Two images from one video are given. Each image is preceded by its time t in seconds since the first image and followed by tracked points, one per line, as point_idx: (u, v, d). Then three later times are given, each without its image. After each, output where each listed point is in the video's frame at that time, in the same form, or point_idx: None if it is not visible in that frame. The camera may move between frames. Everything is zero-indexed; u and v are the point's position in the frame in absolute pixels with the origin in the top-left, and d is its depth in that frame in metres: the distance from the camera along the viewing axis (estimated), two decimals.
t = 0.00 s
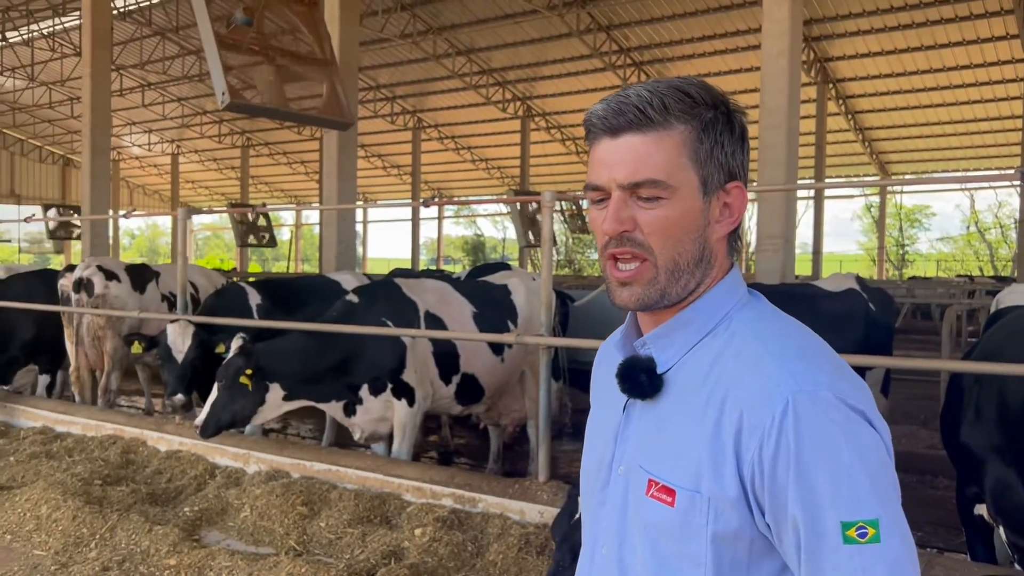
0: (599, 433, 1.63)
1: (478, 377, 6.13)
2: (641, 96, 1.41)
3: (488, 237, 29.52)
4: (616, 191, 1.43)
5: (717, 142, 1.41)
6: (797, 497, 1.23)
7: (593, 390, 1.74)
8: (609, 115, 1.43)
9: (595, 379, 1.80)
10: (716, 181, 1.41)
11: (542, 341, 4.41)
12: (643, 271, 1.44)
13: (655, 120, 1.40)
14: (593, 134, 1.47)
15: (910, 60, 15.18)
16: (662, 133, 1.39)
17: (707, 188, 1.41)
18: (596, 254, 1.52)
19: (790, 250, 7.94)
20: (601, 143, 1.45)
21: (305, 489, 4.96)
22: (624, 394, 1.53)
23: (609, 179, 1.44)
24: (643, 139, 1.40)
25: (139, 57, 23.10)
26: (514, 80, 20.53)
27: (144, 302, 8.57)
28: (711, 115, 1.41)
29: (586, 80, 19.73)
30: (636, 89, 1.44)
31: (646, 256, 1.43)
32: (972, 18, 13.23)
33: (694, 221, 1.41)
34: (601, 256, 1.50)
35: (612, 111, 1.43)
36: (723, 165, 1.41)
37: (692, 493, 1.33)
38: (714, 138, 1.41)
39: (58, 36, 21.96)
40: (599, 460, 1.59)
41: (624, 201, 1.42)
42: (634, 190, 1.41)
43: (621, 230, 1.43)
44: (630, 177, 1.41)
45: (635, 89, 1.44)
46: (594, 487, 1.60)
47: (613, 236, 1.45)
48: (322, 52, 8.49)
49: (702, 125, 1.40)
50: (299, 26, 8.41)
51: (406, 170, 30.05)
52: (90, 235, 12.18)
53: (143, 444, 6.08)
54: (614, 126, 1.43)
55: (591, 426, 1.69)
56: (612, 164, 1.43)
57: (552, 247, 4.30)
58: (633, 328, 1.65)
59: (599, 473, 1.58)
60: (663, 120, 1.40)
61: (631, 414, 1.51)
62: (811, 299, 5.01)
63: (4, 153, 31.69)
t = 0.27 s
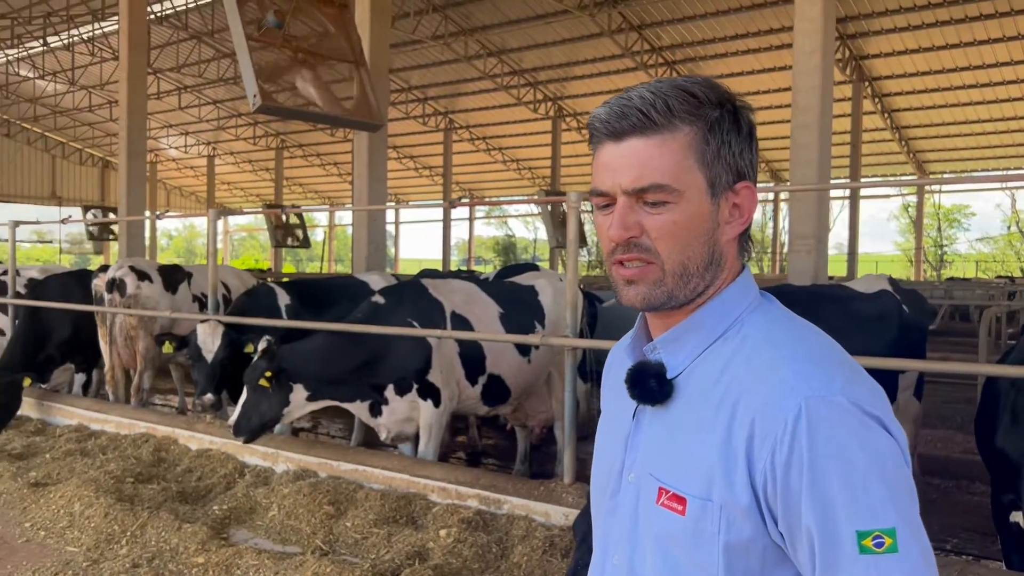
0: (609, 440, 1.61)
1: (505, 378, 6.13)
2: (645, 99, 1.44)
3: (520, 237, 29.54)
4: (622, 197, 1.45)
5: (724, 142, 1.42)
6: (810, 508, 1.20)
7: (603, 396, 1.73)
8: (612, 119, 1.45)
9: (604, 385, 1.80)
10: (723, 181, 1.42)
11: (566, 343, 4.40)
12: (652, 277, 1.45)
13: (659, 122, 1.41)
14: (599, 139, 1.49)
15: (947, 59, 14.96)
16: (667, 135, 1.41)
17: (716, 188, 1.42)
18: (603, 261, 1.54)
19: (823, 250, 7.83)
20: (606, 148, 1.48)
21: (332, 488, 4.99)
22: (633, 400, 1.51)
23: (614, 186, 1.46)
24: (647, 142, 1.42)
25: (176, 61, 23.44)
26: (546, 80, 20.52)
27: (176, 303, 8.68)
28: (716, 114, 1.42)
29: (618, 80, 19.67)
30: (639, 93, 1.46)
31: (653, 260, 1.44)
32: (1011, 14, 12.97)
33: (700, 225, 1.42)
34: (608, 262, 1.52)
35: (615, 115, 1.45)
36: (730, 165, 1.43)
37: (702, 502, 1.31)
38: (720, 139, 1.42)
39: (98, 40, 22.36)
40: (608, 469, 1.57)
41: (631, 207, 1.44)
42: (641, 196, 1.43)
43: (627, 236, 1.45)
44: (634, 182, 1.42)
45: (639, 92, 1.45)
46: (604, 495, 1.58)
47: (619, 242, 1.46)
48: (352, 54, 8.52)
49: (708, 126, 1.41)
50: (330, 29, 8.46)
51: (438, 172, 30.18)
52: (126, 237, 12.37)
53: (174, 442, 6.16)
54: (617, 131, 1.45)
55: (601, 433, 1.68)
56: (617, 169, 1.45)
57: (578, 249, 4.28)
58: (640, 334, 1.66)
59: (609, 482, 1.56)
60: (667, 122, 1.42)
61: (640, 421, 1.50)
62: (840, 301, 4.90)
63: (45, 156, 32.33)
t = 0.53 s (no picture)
0: (626, 440, 1.61)
1: (532, 378, 6.13)
2: (654, 101, 1.43)
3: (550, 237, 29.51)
4: (632, 200, 1.45)
5: (735, 141, 1.41)
6: (827, 509, 1.19)
7: (620, 396, 1.74)
8: (622, 120, 1.45)
9: (623, 384, 1.80)
10: (736, 181, 1.41)
11: (591, 343, 4.39)
12: (664, 280, 1.45)
13: (669, 124, 1.41)
14: (608, 141, 1.49)
15: (984, 56, 14.70)
16: (677, 136, 1.40)
17: (727, 189, 1.41)
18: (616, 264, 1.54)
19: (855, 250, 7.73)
20: (616, 150, 1.47)
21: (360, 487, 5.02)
22: (649, 401, 1.51)
23: (625, 188, 1.46)
24: (656, 143, 1.42)
25: (210, 64, 23.74)
26: (576, 80, 20.49)
27: (208, 303, 8.80)
28: (727, 113, 1.42)
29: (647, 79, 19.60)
30: (649, 93, 1.45)
31: (666, 264, 1.45)
32: None
33: (712, 227, 1.42)
34: (621, 265, 1.52)
35: (624, 117, 1.45)
36: (742, 165, 1.42)
37: (719, 503, 1.31)
38: (732, 139, 1.41)
39: (134, 44, 22.74)
40: (625, 469, 1.58)
41: (642, 209, 1.44)
42: (651, 198, 1.42)
43: (639, 239, 1.45)
44: (644, 185, 1.42)
45: (648, 94, 1.45)
46: (622, 496, 1.58)
47: (631, 246, 1.47)
48: (381, 55, 8.56)
49: (719, 126, 1.40)
50: (359, 30, 8.51)
51: (468, 172, 30.27)
52: (161, 237, 12.56)
53: (206, 440, 6.24)
54: (627, 133, 1.44)
55: (618, 433, 1.68)
56: (627, 172, 1.45)
57: (603, 249, 4.26)
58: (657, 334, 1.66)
59: (626, 483, 1.57)
60: (677, 123, 1.41)
61: (656, 422, 1.50)
62: (869, 300, 4.80)
63: (84, 158, 32.91)
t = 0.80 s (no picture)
0: (644, 435, 1.62)
1: (558, 377, 6.14)
2: (674, 98, 1.43)
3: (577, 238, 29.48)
4: (652, 198, 1.45)
5: (756, 137, 1.41)
6: (846, 504, 1.19)
7: (639, 392, 1.74)
8: (642, 117, 1.46)
9: (642, 379, 1.80)
10: (758, 178, 1.41)
11: (616, 343, 4.38)
12: (685, 278, 1.45)
13: (689, 121, 1.41)
14: (628, 138, 1.50)
15: (1020, 53, 14.47)
16: (698, 133, 1.41)
17: (748, 187, 1.41)
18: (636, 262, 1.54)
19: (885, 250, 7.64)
20: (636, 148, 1.48)
21: (386, 485, 5.06)
22: (668, 396, 1.52)
23: (645, 186, 1.46)
24: (676, 141, 1.42)
25: (241, 66, 24.01)
26: (604, 80, 20.46)
27: (239, 302, 8.90)
28: (748, 110, 1.41)
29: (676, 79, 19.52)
30: (669, 91, 1.46)
31: (686, 262, 1.45)
32: None
33: (733, 225, 1.42)
34: (642, 264, 1.52)
35: (643, 115, 1.45)
36: (763, 162, 1.42)
37: (736, 498, 1.31)
38: (753, 136, 1.41)
39: (167, 48, 23.07)
40: (643, 464, 1.58)
41: (662, 207, 1.44)
42: (671, 196, 1.43)
43: (660, 238, 1.45)
44: (664, 183, 1.42)
45: (668, 91, 1.45)
46: (641, 491, 1.59)
47: (652, 244, 1.47)
48: (407, 56, 8.61)
49: (739, 123, 1.40)
50: (386, 31, 8.55)
51: (495, 173, 30.32)
52: (193, 238, 12.72)
53: (235, 438, 6.31)
54: (647, 130, 1.45)
55: (637, 428, 1.69)
56: (646, 170, 1.45)
57: (628, 250, 4.25)
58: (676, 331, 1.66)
59: (645, 476, 1.58)
60: (697, 121, 1.41)
61: (675, 416, 1.50)
62: (900, 300, 4.75)
63: (118, 160, 33.41)
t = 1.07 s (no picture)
0: (665, 431, 1.64)
1: (579, 377, 6.15)
2: (697, 95, 1.45)
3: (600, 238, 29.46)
4: (675, 194, 1.46)
5: (779, 135, 1.42)
6: (870, 498, 1.19)
7: (659, 389, 1.76)
8: (665, 113, 1.47)
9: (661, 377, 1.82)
10: (780, 175, 1.42)
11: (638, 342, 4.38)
12: (707, 273, 1.46)
13: (712, 117, 1.43)
14: (651, 135, 1.51)
15: None
16: (722, 129, 1.42)
17: (771, 183, 1.42)
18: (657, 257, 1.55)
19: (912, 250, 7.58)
20: (659, 143, 1.49)
21: (409, 483, 5.09)
22: (688, 391, 1.54)
23: (668, 182, 1.47)
24: (700, 138, 1.43)
25: (267, 68, 24.24)
26: (627, 80, 20.42)
27: (266, 301, 9.00)
28: (771, 107, 1.43)
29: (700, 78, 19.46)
30: (692, 88, 1.47)
31: (707, 257, 1.46)
32: None
33: (755, 221, 1.43)
34: (663, 260, 1.53)
35: (667, 111, 1.47)
36: (786, 159, 1.43)
37: (759, 493, 1.32)
38: (776, 132, 1.42)
39: (194, 50, 23.34)
40: (664, 460, 1.60)
41: (684, 203, 1.45)
42: (694, 191, 1.44)
43: (682, 233, 1.46)
44: (687, 178, 1.44)
45: (691, 88, 1.47)
46: (661, 487, 1.60)
47: (674, 239, 1.47)
48: (430, 56, 8.62)
49: (763, 120, 1.42)
50: (409, 33, 8.59)
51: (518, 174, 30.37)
52: (219, 239, 12.87)
53: (261, 436, 6.38)
54: (670, 127, 1.46)
55: (657, 425, 1.70)
56: (669, 165, 1.46)
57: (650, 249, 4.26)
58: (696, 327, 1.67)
59: (665, 472, 1.59)
60: (721, 117, 1.43)
61: (696, 412, 1.52)
62: (926, 300, 4.71)
63: (146, 162, 33.83)
